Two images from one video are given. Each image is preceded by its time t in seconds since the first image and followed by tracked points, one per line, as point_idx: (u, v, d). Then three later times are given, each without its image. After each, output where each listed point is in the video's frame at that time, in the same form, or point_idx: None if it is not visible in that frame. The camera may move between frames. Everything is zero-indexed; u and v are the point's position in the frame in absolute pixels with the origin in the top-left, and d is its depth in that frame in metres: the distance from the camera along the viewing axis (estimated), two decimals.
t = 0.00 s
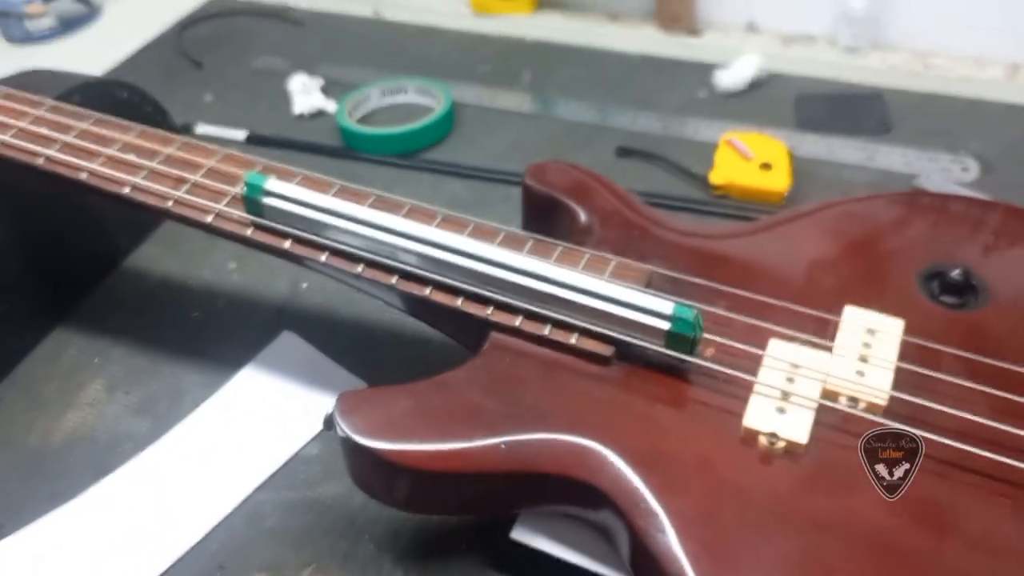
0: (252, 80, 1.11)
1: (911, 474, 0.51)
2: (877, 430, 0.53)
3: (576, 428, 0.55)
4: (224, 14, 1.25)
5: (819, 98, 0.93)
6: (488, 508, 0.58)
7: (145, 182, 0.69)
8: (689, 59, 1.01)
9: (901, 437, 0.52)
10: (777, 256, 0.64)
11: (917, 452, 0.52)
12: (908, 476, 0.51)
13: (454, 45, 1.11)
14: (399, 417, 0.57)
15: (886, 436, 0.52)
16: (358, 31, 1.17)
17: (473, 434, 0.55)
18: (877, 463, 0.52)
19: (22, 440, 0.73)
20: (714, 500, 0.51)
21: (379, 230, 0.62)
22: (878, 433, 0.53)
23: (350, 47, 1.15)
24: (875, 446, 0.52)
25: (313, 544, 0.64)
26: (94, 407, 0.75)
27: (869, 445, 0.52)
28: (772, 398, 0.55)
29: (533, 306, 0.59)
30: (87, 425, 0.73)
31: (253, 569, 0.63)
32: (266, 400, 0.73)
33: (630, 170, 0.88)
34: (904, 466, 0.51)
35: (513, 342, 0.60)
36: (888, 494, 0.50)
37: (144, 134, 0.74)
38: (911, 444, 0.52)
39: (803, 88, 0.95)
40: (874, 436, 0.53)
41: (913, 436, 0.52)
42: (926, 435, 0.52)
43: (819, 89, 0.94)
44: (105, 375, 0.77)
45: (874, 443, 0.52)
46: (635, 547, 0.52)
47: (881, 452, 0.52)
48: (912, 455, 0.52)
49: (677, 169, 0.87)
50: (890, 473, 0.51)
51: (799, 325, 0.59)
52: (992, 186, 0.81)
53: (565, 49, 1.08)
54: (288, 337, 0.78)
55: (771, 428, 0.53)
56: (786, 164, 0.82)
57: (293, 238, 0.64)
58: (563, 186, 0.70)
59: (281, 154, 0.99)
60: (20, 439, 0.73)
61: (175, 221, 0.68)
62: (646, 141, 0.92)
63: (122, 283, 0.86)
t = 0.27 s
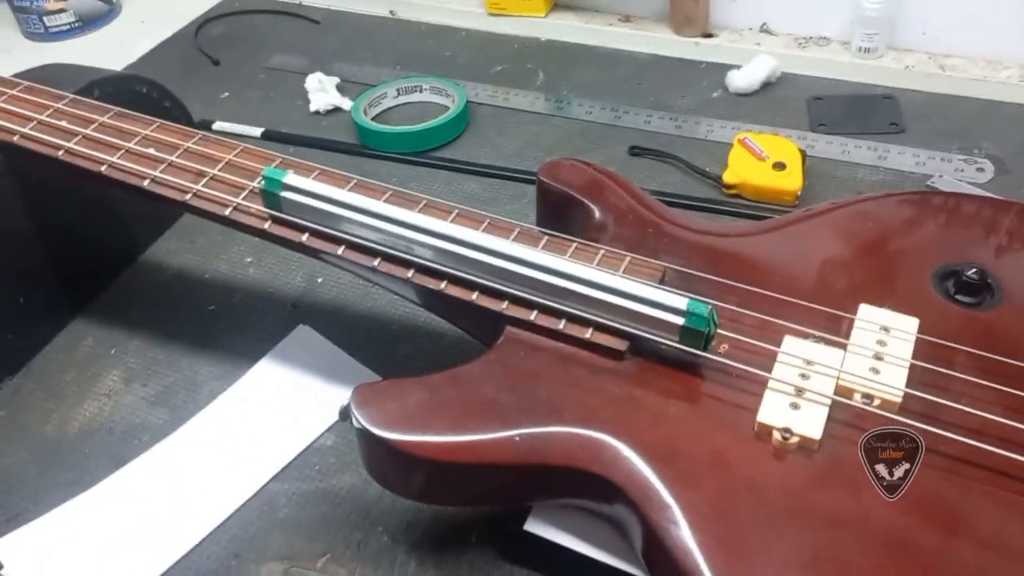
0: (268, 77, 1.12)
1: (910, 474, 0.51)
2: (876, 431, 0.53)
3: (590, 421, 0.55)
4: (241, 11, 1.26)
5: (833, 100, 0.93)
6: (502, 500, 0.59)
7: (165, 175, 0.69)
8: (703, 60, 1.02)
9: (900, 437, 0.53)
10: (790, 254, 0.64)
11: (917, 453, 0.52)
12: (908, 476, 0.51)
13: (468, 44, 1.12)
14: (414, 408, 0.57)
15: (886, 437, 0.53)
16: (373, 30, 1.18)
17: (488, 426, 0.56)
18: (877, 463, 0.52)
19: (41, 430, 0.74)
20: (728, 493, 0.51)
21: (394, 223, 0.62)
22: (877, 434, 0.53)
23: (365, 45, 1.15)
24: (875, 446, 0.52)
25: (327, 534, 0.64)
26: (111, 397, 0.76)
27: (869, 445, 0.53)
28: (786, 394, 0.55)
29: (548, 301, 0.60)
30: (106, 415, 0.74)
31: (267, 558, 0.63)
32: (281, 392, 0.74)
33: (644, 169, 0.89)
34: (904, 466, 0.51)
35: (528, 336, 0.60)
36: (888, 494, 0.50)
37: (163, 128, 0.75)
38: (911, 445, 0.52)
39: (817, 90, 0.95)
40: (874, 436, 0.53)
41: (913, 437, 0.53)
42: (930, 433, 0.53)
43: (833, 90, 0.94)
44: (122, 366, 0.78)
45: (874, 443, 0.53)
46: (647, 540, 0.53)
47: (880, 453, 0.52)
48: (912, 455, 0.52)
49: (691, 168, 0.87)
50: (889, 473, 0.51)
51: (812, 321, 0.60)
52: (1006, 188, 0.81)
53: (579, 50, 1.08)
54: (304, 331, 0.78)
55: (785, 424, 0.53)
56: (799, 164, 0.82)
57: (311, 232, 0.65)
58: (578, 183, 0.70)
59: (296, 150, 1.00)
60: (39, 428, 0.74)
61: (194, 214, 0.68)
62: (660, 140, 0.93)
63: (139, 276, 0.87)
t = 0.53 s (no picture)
0: (283, 80, 1.13)
1: (910, 474, 0.51)
2: (876, 431, 0.53)
3: (604, 414, 0.56)
4: (257, 16, 1.27)
5: (844, 102, 0.94)
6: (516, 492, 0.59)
7: (185, 172, 0.70)
8: (715, 64, 1.03)
9: (900, 438, 0.53)
10: (802, 251, 0.65)
11: (918, 453, 0.52)
12: (908, 476, 0.51)
13: (481, 48, 1.13)
14: (429, 400, 0.58)
15: (886, 437, 0.53)
16: (387, 34, 1.20)
17: (504, 417, 0.56)
18: (877, 463, 0.52)
19: (59, 423, 0.75)
20: (741, 485, 0.52)
21: (412, 218, 0.63)
22: (877, 434, 0.53)
23: (380, 49, 1.17)
24: (874, 446, 0.53)
25: (341, 527, 0.65)
26: (129, 392, 0.77)
27: (869, 444, 0.53)
28: (800, 387, 0.55)
29: (563, 295, 0.60)
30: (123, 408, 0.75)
31: (283, 549, 0.64)
32: (297, 387, 0.74)
33: (656, 170, 0.90)
34: (904, 466, 0.52)
35: (543, 330, 0.61)
36: (888, 494, 0.51)
37: (183, 127, 0.76)
38: (911, 445, 0.52)
39: (827, 93, 0.96)
40: (874, 436, 0.53)
41: (913, 437, 0.53)
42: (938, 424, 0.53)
43: (844, 93, 0.95)
44: (140, 361, 0.79)
45: (873, 443, 0.53)
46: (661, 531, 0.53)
47: (880, 453, 0.52)
48: (912, 455, 0.52)
49: (703, 169, 0.88)
50: (889, 474, 0.51)
51: (824, 316, 0.60)
52: (1018, 189, 0.81)
53: (592, 54, 1.09)
54: (320, 327, 0.79)
55: (798, 416, 0.54)
56: (811, 165, 0.83)
57: (328, 228, 0.66)
58: (592, 181, 0.71)
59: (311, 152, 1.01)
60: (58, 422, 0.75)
61: (213, 210, 0.69)
62: (671, 142, 0.93)
63: (156, 274, 0.88)
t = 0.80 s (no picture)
0: (289, 117, 1.16)
1: (910, 475, 0.53)
2: (877, 432, 0.55)
3: (600, 436, 0.57)
4: (263, 56, 1.31)
5: (835, 141, 0.96)
6: (514, 514, 0.60)
7: (191, 201, 0.72)
8: (709, 104, 1.05)
9: (902, 439, 0.55)
10: (794, 281, 0.67)
11: (917, 454, 0.54)
12: (908, 477, 0.53)
13: (482, 88, 1.16)
14: (428, 421, 0.59)
15: (886, 438, 0.55)
16: (391, 74, 1.23)
17: (501, 439, 0.57)
18: (877, 463, 0.54)
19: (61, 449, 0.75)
20: (734, 506, 0.52)
21: (414, 245, 0.66)
22: (878, 435, 0.55)
23: (383, 88, 1.20)
24: (875, 446, 0.55)
25: (339, 550, 0.66)
26: (130, 418, 0.78)
27: (869, 445, 0.55)
28: (791, 410, 0.57)
29: (560, 320, 0.62)
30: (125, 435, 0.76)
31: (281, 572, 0.65)
32: (298, 413, 0.75)
33: (651, 205, 0.92)
34: (904, 466, 0.53)
35: (541, 355, 0.62)
36: (888, 494, 0.52)
37: (190, 159, 0.78)
38: (911, 446, 0.54)
39: (819, 132, 0.98)
40: (874, 437, 0.55)
41: (913, 438, 0.55)
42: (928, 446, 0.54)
43: (836, 133, 0.98)
44: (142, 388, 0.80)
45: (875, 443, 0.55)
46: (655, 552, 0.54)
47: (881, 452, 0.54)
48: (912, 456, 0.54)
49: (697, 204, 0.90)
50: (890, 474, 0.53)
51: (815, 342, 0.62)
52: (1005, 224, 0.83)
53: (589, 94, 1.12)
54: (318, 355, 0.81)
55: (789, 437, 0.55)
56: (803, 201, 0.84)
57: (330, 254, 0.67)
58: (590, 212, 0.73)
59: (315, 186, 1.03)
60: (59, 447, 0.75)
61: (217, 238, 0.71)
62: (667, 178, 0.96)
63: (159, 303, 0.90)
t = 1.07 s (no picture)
0: (285, 126, 1.18)
1: (911, 475, 0.53)
2: (878, 433, 0.56)
3: (583, 430, 0.58)
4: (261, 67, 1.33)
5: (822, 153, 0.98)
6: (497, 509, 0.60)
7: (185, 199, 0.73)
8: (699, 116, 1.07)
9: (900, 440, 0.55)
10: (775, 282, 0.68)
11: (917, 454, 0.54)
12: (908, 477, 0.53)
13: (476, 99, 1.18)
14: (413, 415, 0.60)
15: (886, 438, 0.55)
16: (387, 85, 1.24)
17: (484, 431, 0.58)
18: (877, 463, 0.54)
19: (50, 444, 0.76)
20: (713, 497, 0.53)
21: (403, 241, 0.66)
22: (878, 435, 0.56)
23: (379, 99, 1.21)
24: (875, 446, 0.55)
25: (326, 544, 0.66)
26: (121, 415, 0.78)
27: (869, 445, 0.55)
28: (772, 405, 0.58)
29: (545, 315, 0.63)
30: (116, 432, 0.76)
31: (266, 566, 0.65)
32: (288, 411, 0.76)
33: (641, 212, 0.93)
34: (905, 466, 0.54)
35: (526, 350, 0.63)
36: (889, 493, 0.53)
37: (186, 158, 0.79)
38: (911, 447, 0.55)
39: (806, 145, 1.00)
40: (874, 437, 0.56)
41: (912, 439, 0.55)
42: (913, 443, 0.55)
43: (823, 145, 0.99)
44: (133, 386, 0.81)
45: (875, 443, 0.55)
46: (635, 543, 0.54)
47: (881, 452, 0.55)
48: (911, 456, 0.54)
49: (686, 212, 0.91)
50: (890, 474, 0.53)
51: (798, 342, 0.63)
52: (988, 234, 0.84)
53: (581, 106, 1.14)
54: (308, 355, 0.81)
55: (769, 431, 0.56)
56: (789, 210, 0.86)
57: (321, 251, 0.69)
58: (578, 215, 0.74)
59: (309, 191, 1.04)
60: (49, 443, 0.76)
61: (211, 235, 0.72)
62: (656, 187, 0.97)
63: (153, 303, 0.90)
